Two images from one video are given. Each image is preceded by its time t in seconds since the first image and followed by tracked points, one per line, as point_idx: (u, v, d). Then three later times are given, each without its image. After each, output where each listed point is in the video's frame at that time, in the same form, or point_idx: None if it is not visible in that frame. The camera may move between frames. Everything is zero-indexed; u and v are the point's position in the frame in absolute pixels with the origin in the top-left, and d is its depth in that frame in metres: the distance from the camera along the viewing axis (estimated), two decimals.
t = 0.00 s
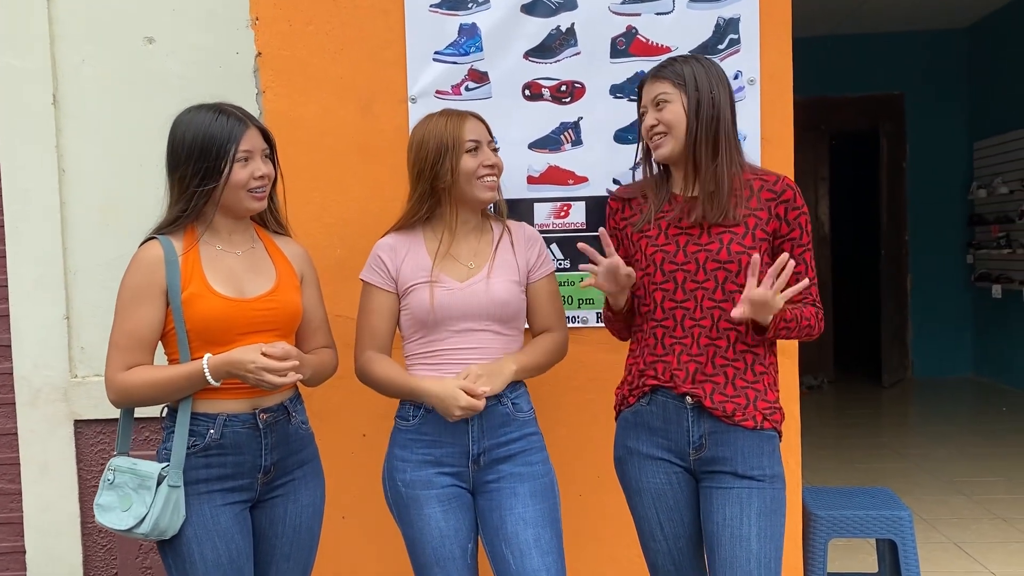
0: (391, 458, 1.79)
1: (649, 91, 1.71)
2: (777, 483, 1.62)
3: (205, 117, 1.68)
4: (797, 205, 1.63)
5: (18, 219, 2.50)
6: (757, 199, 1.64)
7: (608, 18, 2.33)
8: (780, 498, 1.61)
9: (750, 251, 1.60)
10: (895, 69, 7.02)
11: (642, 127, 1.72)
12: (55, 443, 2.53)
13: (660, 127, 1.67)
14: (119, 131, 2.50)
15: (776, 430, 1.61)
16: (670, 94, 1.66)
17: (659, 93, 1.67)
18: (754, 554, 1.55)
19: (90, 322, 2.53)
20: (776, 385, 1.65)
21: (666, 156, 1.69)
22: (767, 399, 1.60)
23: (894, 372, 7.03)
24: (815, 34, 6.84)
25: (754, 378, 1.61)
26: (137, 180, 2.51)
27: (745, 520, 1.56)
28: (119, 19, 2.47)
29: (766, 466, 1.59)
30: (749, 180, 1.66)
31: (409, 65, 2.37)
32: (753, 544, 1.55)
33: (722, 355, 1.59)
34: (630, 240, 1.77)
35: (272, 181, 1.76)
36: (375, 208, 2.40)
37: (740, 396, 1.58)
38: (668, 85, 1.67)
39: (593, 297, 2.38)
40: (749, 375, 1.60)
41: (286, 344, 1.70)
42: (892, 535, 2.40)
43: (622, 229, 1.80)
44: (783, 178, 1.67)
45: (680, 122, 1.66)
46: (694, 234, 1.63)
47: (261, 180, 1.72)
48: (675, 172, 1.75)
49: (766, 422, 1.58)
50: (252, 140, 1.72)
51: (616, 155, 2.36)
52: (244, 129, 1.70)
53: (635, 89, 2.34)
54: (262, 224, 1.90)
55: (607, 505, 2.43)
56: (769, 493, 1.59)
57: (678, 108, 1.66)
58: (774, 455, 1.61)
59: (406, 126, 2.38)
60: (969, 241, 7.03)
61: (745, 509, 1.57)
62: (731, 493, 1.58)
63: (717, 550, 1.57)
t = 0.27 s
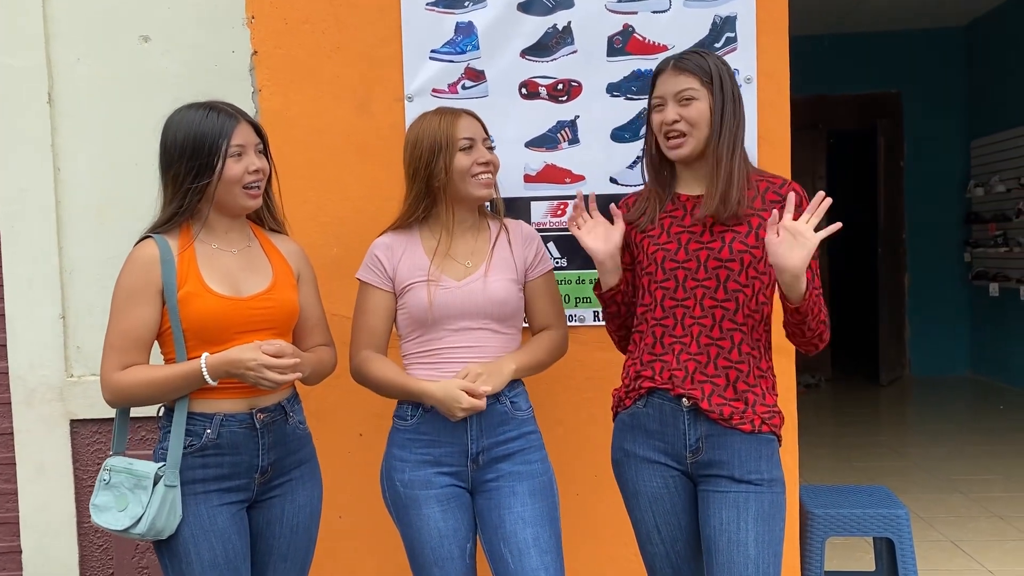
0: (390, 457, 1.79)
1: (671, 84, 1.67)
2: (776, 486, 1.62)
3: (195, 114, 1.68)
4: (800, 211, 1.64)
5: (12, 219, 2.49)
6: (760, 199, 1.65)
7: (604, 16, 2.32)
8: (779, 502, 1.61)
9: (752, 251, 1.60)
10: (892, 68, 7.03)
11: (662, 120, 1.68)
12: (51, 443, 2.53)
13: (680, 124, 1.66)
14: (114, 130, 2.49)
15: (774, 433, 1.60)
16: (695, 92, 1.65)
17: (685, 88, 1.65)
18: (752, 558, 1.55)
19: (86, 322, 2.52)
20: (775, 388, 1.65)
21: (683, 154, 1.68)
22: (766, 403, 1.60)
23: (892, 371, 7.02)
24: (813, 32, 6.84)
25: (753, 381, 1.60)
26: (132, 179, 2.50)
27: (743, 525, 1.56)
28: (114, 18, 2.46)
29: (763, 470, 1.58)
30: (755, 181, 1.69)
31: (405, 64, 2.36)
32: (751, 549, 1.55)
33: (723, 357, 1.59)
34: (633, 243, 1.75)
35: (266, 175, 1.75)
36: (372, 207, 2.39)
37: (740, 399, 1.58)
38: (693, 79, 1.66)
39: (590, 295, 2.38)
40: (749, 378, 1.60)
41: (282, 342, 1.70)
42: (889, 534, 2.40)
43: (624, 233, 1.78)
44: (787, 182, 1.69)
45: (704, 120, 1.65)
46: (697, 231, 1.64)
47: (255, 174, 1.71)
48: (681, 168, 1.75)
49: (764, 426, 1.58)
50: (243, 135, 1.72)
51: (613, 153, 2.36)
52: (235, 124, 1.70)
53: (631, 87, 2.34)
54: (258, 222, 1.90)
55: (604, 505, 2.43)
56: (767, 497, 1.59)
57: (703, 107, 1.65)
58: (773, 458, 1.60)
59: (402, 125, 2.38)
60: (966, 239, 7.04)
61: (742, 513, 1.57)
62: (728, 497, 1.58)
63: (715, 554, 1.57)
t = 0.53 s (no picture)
0: (384, 458, 1.78)
1: (684, 91, 1.63)
2: (778, 489, 1.61)
3: (189, 116, 1.67)
4: (792, 204, 1.57)
5: (9, 219, 2.49)
6: (755, 197, 1.62)
7: (602, 16, 2.32)
8: (784, 506, 1.60)
9: (750, 251, 1.59)
10: (890, 67, 7.03)
11: (672, 126, 1.63)
12: (48, 444, 2.52)
13: (691, 132, 1.62)
14: (111, 130, 2.49)
15: (777, 437, 1.59)
16: (708, 101, 1.62)
17: (698, 97, 1.62)
18: (757, 562, 1.55)
19: (83, 323, 2.51)
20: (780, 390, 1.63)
21: (689, 162, 1.65)
22: (769, 403, 1.58)
23: (890, 370, 7.04)
24: (811, 31, 6.84)
25: (757, 381, 1.58)
26: (129, 179, 2.50)
27: (746, 527, 1.56)
28: (110, 18, 2.46)
29: (765, 473, 1.58)
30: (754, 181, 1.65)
31: (403, 64, 2.36)
32: (756, 552, 1.55)
33: (724, 355, 1.58)
34: (635, 248, 1.76)
35: (264, 173, 1.75)
36: (370, 207, 2.39)
37: (742, 398, 1.56)
38: (706, 87, 1.63)
39: (588, 295, 2.38)
40: (752, 378, 1.58)
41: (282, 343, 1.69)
42: (888, 534, 2.40)
43: (626, 238, 1.79)
44: (784, 179, 1.64)
45: (715, 128, 1.63)
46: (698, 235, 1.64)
47: (253, 172, 1.71)
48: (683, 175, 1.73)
49: (766, 428, 1.56)
50: (239, 134, 1.71)
51: (611, 153, 2.36)
52: (231, 123, 1.69)
53: (629, 87, 2.34)
54: (256, 223, 1.90)
55: (603, 505, 2.43)
56: (770, 500, 1.58)
57: (714, 117, 1.62)
58: (775, 462, 1.59)
59: (400, 125, 2.37)
60: (964, 238, 7.04)
61: (744, 516, 1.57)
62: (729, 500, 1.58)
63: (720, 556, 1.57)
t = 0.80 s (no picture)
0: (379, 457, 1.79)
1: (685, 91, 1.63)
2: (778, 489, 1.60)
3: (190, 114, 1.67)
4: (791, 200, 1.57)
5: (7, 219, 2.48)
6: (754, 197, 1.61)
7: (601, 14, 2.31)
8: (784, 505, 1.60)
9: (750, 250, 1.59)
10: (890, 65, 7.03)
11: (672, 126, 1.63)
12: (47, 444, 2.52)
13: (691, 131, 1.62)
14: (110, 130, 2.48)
15: (778, 437, 1.58)
16: (709, 102, 1.62)
17: (699, 97, 1.62)
18: (758, 558, 1.54)
19: (82, 323, 2.51)
20: (783, 392, 1.62)
21: (688, 162, 1.65)
22: (770, 407, 1.57)
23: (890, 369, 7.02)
24: (810, 29, 6.84)
25: (759, 383, 1.58)
26: (127, 179, 2.50)
27: (746, 525, 1.56)
28: (108, 17, 2.45)
29: (764, 473, 1.57)
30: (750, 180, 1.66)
31: (401, 62, 2.35)
32: (757, 550, 1.54)
33: (723, 358, 1.58)
34: (637, 253, 1.76)
35: (265, 172, 1.74)
36: (368, 207, 2.39)
37: (741, 402, 1.56)
38: (707, 88, 1.63)
39: (587, 294, 2.37)
40: (752, 380, 1.58)
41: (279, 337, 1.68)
42: (888, 532, 2.40)
43: (628, 242, 1.79)
44: (782, 176, 1.64)
45: (715, 129, 1.62)
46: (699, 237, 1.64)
47: (254, 172, 1.70)
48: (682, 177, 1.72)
49: (766, 430, 1.56)
50: (240, 133, 1.70)
51: (610, 152, 2.35)
52: (232, 123, 1.69)
53: (628, 85, 2.34)
54: (256, 223, 1.89)
55: (603, 504, 2.43)
56: (770, 499, 1.58)
57: (715, 118, 1.62)
58: (775, 462, 1.59)
59: (399, 124, 2.37)
60: (964, 236, 7.04)
61: (744, 514, 1.56)
62: (728, 499, 1.57)
63: (721, 555, 1.57)
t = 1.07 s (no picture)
0: (374, 458, 1.79)
1: (690, 92, 1.62)
2: (781, 485, 1.61)
3: (190, 116, 1.66)
4: (789, 198, 1.58)
5: (6, 220, 2.48)
6: (752, 196, 1.61)
7: (599, 14, 2.32)
8: (787, 500, 1.61)
9: (751, 249, 1.58)
10: (889, 64, 7.02)
11: (677, 127, 1.62)
12: (46, 445, 2.52)
13: (696, 134, 1.61)
14: (108, 131, 2.48)
15: (782, 433, 1.59)
16: (713, 104, 1.61)
17: (704, 99, 1.61)
18: (762, 554, 1.55)
19: (81, 325, 2.51)
20: (785, 387, 1.63)
21: (692, 163, 1.64)
22: (774, 402, 1.58)
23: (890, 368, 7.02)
24: (809, 28, 6.84)
25: (763, 379, 1.59)
26: (126, 180, 2.50)
27: (751, 520, 1.56)
28: (106, 19, 2.45)
29: (770, 469, 1.57)
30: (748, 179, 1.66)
31: (400, 63, 2.35)
32: (761, 545, 1.55)
33: (728, 355, 1.59)
34: (635, 253, 1.75)
35: (265, 174, 1.74)
36: (367, 207, 2.39)
37: (747, 397, 1.57)
38: (712, 90, 1.62)
39: (586, 294, 2.37)
40: (757, 376, 1.59)
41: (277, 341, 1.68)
42: (887, 531, 2.40)
43: (624, 242, 1.78)
44: (778, 175, 1.64)
45: (717, 132, 1.62)
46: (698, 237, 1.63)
47: (255, 174, 1.70)
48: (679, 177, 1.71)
49: (772, 425, 1.56)
50: (241, 135, 1.70)
51: (608, 152, 2.35)
52: (232, 124, 1.69)
53: (626, 85, 2.34)
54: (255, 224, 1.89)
55: (601, 505, 2.43)
56: (774, 495, 1.58)
57: (718, 120, 1.62)
58: (779, 458, 1.59)
59: (397, 125, 2.37)
60: (963, 235, 7.04)
61: (750, 509, 1.56)
62: (735, 494, 1.57)
63: (724, 550, 1.57)
